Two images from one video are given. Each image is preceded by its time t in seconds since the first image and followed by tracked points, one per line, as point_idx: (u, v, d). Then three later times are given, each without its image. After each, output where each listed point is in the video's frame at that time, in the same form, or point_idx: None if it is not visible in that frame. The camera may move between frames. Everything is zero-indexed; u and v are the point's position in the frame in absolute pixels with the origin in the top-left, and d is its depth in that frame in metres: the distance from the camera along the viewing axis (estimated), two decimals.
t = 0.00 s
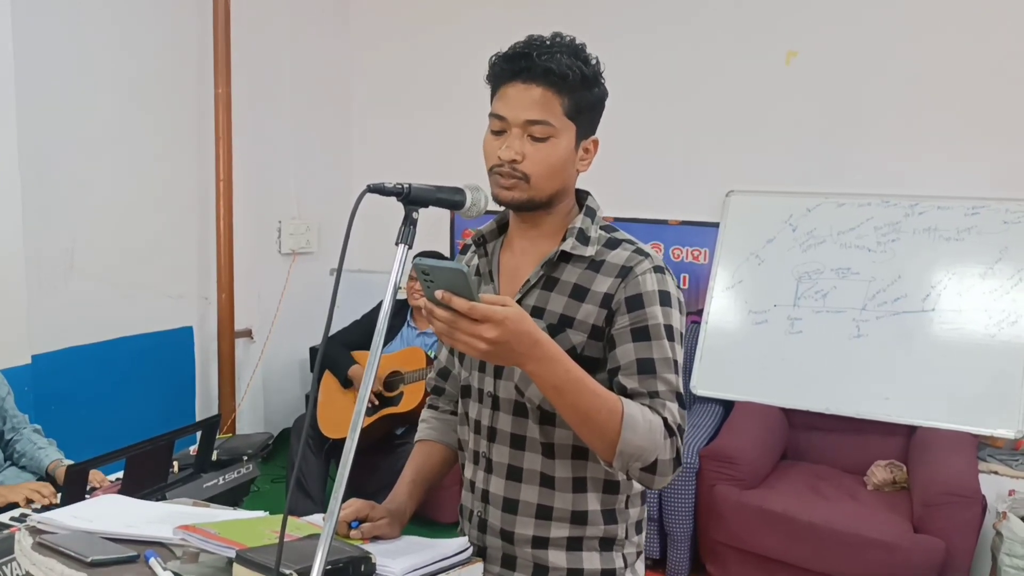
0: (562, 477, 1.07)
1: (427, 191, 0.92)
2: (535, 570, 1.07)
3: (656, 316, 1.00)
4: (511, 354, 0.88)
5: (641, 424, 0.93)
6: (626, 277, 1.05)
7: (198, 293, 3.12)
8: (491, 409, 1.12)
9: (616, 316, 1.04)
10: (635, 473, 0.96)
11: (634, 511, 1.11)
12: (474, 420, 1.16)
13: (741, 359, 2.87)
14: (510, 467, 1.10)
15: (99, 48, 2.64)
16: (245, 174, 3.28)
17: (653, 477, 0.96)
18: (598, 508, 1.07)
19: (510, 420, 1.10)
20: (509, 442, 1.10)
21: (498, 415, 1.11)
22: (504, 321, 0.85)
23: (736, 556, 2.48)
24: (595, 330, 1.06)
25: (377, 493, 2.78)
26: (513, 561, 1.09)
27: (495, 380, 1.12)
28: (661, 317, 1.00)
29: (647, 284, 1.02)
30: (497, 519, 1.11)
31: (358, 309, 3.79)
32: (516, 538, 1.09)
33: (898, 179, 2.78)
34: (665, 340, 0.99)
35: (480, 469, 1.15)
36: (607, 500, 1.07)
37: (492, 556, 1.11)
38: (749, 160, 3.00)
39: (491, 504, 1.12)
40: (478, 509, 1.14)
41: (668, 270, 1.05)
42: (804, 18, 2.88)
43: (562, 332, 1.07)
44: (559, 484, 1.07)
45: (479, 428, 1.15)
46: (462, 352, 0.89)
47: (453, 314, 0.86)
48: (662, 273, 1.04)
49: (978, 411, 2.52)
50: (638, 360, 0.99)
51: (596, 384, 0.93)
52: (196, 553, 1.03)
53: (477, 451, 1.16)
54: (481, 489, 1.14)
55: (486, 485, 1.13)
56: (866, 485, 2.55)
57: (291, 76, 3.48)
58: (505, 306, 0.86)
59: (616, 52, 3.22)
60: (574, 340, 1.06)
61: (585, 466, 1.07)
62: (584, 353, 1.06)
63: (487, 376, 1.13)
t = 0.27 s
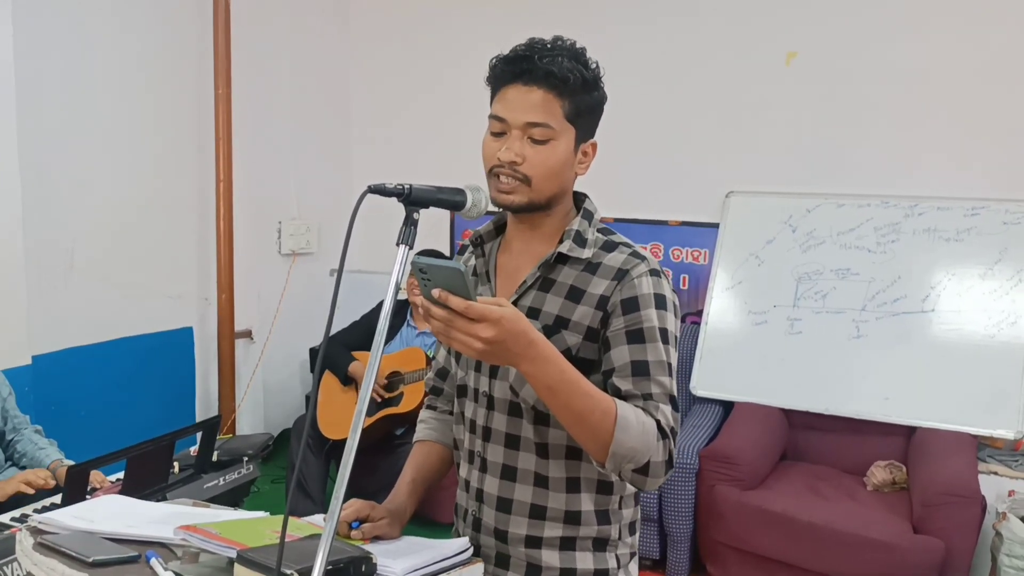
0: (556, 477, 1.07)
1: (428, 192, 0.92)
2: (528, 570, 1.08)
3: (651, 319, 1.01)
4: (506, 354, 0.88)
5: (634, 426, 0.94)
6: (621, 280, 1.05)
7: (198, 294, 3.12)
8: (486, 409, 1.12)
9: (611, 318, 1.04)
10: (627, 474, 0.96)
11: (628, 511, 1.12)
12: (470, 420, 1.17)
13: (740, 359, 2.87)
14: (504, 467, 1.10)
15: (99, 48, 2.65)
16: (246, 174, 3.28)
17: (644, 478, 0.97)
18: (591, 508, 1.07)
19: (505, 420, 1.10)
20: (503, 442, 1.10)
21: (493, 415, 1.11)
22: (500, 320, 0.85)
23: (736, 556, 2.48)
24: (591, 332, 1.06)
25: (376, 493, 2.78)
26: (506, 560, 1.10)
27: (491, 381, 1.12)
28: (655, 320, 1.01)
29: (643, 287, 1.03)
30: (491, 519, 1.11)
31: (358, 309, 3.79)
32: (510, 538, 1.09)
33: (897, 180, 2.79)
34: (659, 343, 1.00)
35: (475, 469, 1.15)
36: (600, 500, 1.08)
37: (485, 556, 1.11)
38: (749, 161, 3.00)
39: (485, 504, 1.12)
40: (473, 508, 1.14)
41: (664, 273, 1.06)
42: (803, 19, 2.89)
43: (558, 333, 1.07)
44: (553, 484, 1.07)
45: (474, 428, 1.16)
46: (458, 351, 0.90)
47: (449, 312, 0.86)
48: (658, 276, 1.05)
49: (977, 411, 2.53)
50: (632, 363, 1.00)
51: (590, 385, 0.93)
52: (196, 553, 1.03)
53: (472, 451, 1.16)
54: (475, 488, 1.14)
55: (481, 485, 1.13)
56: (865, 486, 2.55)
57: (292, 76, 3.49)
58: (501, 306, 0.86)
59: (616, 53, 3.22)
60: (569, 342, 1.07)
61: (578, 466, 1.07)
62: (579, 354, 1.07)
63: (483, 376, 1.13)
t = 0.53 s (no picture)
0: (553, 476, 1.07)
1: (428, 191, 0.92)
2: (524, 569, 1.08)
3: (648, 319, 1.00)
4: (506, 353, 0.88)
5: (632, 425, 0.94)
6: (619, 280, 1.05)
7: (198, 293, 3.12)
8: (484, 408, 1.12)
9: (608, 318, 1.04)
10: (625, 474, 0.96)
11: (624, 510, 1.12)
12: (467, 419, 1.17)
13: (740, 359, 2.87)
14: (501, 466, 1.10)
15: (99, 48, 2.65)
16: (245, 173, 3.28)
17: (642, 478, 0.97)
18: (588, 508, 1.07)
19: (502, 420, 1.10)
20: (500, 441, 1.10)
21: (491, 414, 1.11)
22: (500, 319, 0.85)
23: (735, 556, 2.48)
24: (588, 332, 1.06)
25: (376, 492, 2.78)
26: (503, 559, 1.09)
27: (488, 380, 1.12)
28: (653, 320, 1.01)
29: (640, 287, 1.03)
30: (488, 518, 1.11)
31: (358, 309, 3.79)
32: (506, 536, 1.09)
33: (897, 179, 2.79)
34: (657, 343, 1.00)
35: (472, 468, 1.15)
36: (597, 500, 1.08)
37: (482, 554, 1.11)
38: (749, 160, 3.00)
39: (482, 503, 1.12)
40: (469, 507, 1.14)
41: (661, 273, 1.06)
42: (803, 18, 2.89)
43: (555, 333, 1.07)
44: (550, 483, 1.07)
45: (471, 427, 1.16)
46: (457, 350, 0.89)
47: (449, 311, 0.86)
48: (655, 277, 1.05)
49: (977, 411, 2.53)
50: (630, 362, 0.99)
51: (589, 384, 0.93)
52: (196, 553, 1.03)
53: (469, 450, 1.16)
54: (472, 487, 1.14)
55: (478, 484, 1.13)
56: (865, 485, 2.55)
57: (291, 76, 3.48)
58: (501, 305, 0.86)
59: (616, 52, 3.22)
60: (566, 342, 1.07)
61: (575, 466, 1.07)
62: (576, 354, 1.07)
63: (480, 375, 1.13)
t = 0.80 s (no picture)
0: (551, 477, 1.07)
1: (428, 191, 0.92)
2: (522, 569, 1.08)
3: (647, 320, 1.00)
4: (505, 353, 0.88)
5: (631, 426, 0.94)
6: (618, 281, 1.05)
7: (198, 293, 3.12)
8: (483, 409, 1.12)
9: (608, 319, 1.04)
10: (623, 474, 0.96)
11: (622, 512, 1.11)
12: (466, 419, 1.16)
13: (740, 358, 2.87)
14: (500, 467, 1.10)
15: (99, 48, 2.64)
16: (245, 173, 3.28)
17: (641, 479, 0.97)
18: (585, 509, 1.07)
19: (501, 420, 1.10)
20: (499, 442, 1.10)
21: (490, 415, 1.11)
22: (499, 319, 0.85)
23: (735, 555, 2.48)
24: (587, 333, 1.06)
25: (376, 492, 2.78)
26: (501, 559, 1.09)
27: (487, 380, 1.12)
28: (652, 321, 1.00)
29: (640, 288, 1.03)
30: (486, 518, 1.11)
31: (358, 308, 3.78)
32: (504, 537, 1.09)
33: (897, 179, 2.79)
34: (656, 344, 1.00)
35: (470, 468, 1.15)
36: (594, 501, 1.07)
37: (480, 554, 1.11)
38: (749, 160, 3.00)
39: (480, 503, 1.12)
40: (468, 507, 1.14)
41: (661, 274, 1.05)
42: (803, 18, 2.89)
43: (555, 333, 1.07)
44: (548, 484, 1.07)
45: (470, 427, 1.15)
46: (456, 350, 0.89)
47: (449, 311, 0.86)
48: (655, 278, 1.05)
49: (977, 410, 2.53)
50: (629, 363, 0.99)
51: (588, 385, 0.93)
52: (196, 553, 1.03)
53: (468, 450, 1.16)
54: (470, 487, 1.14)
55: (476, 484, 1.13)
56: (865, 485, 2.55)
57: (291, 75, 3.48)
58: (501, 305, 0.86)
59: (616, 52, 3.22)
60: (566, 342, 1.07)
61: (573, 467, 1.07)
62: (575, 355, 1.07)
63: (479, 376, 1.13)
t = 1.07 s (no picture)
0: (552, 476, 1.07)
1: (429, 189, 0.92)
2: (524, 569, 1.07)
3: (648, 318, 1.00)
4: (507, 352, 0.88)
5: (633, 425, 0.93)
6: (619, 279, 1.05)
7: (197, 293, 3.11)
8: (483, 408, 1.12)
9: (608, 318, 1.03)
10: (625, 473, 0.96)
11: (623, 511, 1.11)
12: (466, 418, 1.16)
13: (740, 358, 2.87)
14: (501, 466, 1.10)
15: (98, 47, 2.64)
16: (245, 172, 3.28)
17: (642, 478, 0.97)
18: (587, 508, 1.07)
19: (502, 419, 1.10)
20: (500, 441, 1.10)
21: (490, 414, 1.11)
22: (500, 318, 0.85)
23: (736, 555, 2.48)
24: (588, 332, 1.06)
25: (376, 492, 2.78)
26: (502, 558, 1.09)
27: (488, 380, 1.12)
28: (653, 320, 1.00)
29: (640, 287, 1.03)
30: (487, 518, 1.11)
31: (357, 308, 3.78)
32: (506, 536, 1.09)
33: (898, 178, 2.79)
34: (657, 342, 1.00)
35: (471, 468, 1.14)
36: (596, 500, 1.07)
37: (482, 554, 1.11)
38: (749, 160, 3.00)
39: (481, 503, 1.12)
40: (469, 507, 1.14)
41: (662, 273, 1.05)
42: (804, 17, 2.88)
43: (555, 333, 1.07)
44: (549, 484, 1.07)
45: (470, 427, 1.15)
46: (457, 349, 0.89)
47: (450, 310, 0.86)
48: (655, 276, 1.05)
49: (977, 410, 2.53)
50: (630, 362, 0.99)
51: (589, 383, 0.93)
52: (196, 552, 1.03)
53: (469, 450, 1.16)
54: (471, 487, 1.14)
55: (477, 484, 1.13)
56: (865, 485, 2.55)
57: (292, 74, 3.48)
58: (502, 303, 0.86)
59: (617, 51, 3.22)
60: (566, 341, 1.07)
61: (574, 466, 1.07)
62: (576, 354, 1.07)
63: (480, 375, 1.13)
